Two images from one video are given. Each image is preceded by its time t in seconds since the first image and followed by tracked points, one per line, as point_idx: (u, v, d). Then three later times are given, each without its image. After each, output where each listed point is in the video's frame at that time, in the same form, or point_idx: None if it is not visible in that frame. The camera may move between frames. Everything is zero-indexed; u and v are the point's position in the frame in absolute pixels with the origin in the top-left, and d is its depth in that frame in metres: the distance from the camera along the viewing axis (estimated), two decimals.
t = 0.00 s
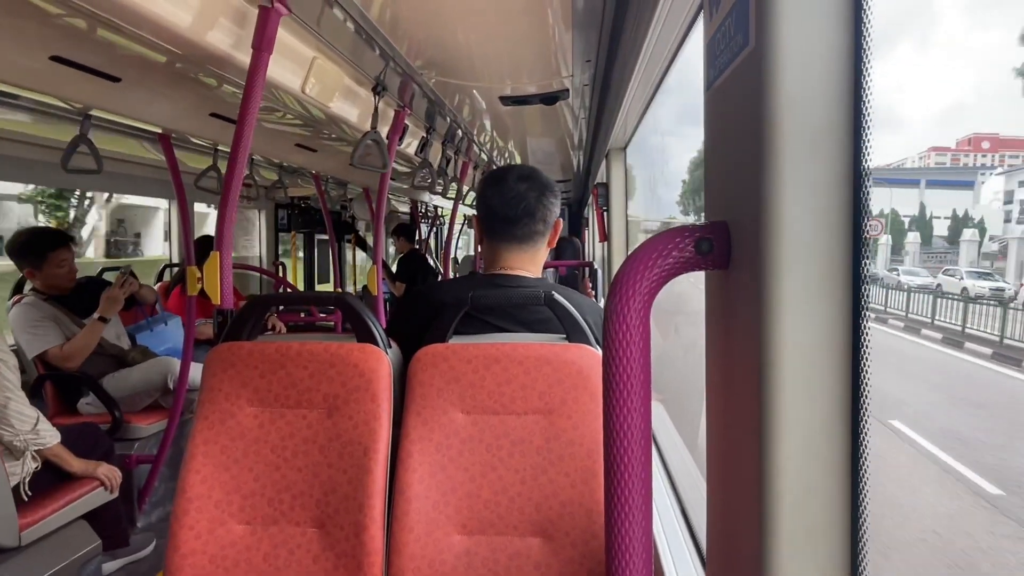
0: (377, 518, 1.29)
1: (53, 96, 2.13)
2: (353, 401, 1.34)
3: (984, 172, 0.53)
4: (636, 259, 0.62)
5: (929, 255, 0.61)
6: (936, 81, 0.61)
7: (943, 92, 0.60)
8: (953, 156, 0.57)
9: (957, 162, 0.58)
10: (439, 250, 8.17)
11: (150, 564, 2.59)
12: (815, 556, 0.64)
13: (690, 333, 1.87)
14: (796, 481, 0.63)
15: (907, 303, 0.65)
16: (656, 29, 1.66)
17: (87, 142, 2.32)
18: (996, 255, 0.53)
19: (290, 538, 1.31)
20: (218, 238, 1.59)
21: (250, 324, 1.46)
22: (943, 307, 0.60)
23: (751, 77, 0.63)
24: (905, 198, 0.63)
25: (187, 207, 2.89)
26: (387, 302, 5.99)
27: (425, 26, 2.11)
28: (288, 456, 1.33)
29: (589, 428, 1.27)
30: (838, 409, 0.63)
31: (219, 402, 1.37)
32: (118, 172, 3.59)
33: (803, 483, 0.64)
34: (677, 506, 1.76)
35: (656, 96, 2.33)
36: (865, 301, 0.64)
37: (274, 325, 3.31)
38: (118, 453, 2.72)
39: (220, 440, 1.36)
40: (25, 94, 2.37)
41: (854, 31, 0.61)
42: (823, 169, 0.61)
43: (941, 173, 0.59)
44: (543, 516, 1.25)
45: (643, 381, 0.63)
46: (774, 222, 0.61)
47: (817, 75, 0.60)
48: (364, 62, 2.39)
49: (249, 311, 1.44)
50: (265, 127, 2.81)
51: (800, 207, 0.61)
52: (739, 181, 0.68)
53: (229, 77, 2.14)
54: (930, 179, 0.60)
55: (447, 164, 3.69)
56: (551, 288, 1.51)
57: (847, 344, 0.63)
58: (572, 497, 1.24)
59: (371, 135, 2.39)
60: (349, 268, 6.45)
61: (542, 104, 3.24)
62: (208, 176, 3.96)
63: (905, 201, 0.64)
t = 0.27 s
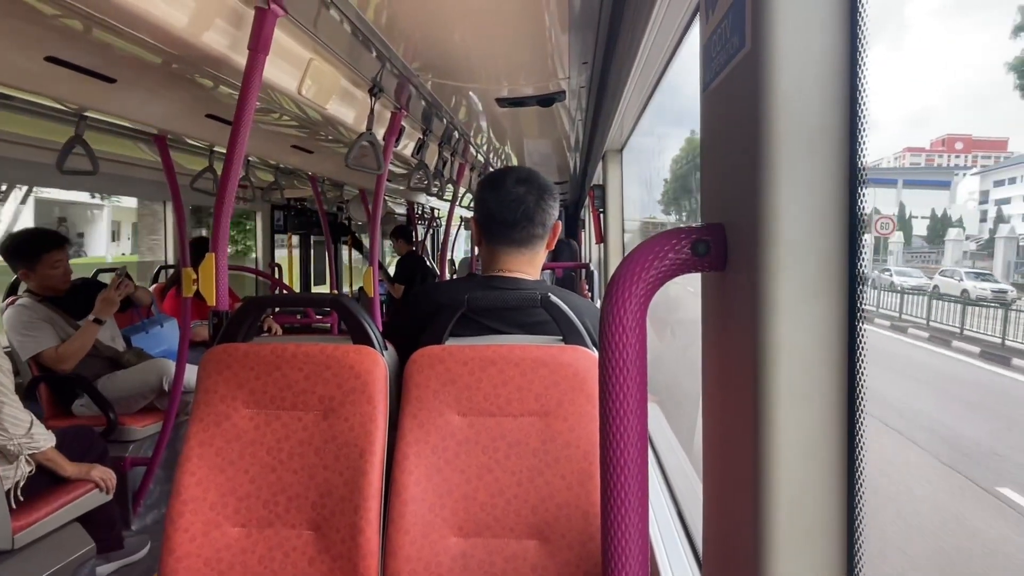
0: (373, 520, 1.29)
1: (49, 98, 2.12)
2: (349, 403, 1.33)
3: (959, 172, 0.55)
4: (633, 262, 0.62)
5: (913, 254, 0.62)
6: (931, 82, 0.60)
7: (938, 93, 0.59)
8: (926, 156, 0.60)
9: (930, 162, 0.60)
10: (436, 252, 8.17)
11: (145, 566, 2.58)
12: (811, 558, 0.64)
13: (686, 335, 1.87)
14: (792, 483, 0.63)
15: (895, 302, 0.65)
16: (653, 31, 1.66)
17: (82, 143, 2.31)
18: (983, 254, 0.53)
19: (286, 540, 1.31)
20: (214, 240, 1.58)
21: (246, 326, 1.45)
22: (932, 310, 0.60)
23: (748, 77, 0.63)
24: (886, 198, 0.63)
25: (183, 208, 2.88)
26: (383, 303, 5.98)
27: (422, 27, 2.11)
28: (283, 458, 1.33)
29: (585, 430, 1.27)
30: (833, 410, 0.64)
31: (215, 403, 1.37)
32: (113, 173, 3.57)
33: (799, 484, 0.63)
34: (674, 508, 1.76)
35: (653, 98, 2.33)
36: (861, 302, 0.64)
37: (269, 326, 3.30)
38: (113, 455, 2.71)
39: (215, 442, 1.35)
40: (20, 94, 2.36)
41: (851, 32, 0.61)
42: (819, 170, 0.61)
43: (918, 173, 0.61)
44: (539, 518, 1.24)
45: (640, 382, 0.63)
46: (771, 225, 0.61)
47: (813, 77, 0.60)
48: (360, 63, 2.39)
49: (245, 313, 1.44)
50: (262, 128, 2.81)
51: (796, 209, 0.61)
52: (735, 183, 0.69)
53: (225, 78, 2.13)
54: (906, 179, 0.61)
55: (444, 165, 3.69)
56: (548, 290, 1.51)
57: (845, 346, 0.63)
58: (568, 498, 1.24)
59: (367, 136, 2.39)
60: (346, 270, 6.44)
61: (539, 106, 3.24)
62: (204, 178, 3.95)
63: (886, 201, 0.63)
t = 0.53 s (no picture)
0: (369, 524, 1.28)
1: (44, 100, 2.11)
2: (346, 407, 1.33)
3: (942, 173, 0.59)
4: (629, 265, 0.62)
5: (904, 255, 0.64)
6: (927, 81, 0.62)
7: (935, 92, 0.61)
8: (907, 158, 0.64)
9: (910, 162, 0.64)
10: (432, 255, 8.16)
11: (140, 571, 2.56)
12: (808, 560, 0.64)
13: (682, 337, 1.87)
14: (790, 485, 0.63)
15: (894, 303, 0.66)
16: (648, 33, 1.66)
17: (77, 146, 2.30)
18: (977, 253, 0.55)
19: (282, 544, 1.30)
20: (209, 243, 1.58)
21: (241, 329, 1.45)
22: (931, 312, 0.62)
23: (743, 80, 0.63)
24: (872, 197, 0.65)
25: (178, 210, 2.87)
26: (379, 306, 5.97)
27: (419, 30, 2.11)
28: (279, 462, 1.32)
29: (583, 432, 1.26)
30: (830, 412, 0.63)
31: (210, 407, 1.36)
32: (108, 176, 3.56)
33: (796, 486, 0.63)
34: (670, 511, 1.76)
35: (648, 100, 2.33)
36: (856, 304, 0.64)
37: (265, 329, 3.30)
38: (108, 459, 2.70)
39: (211, 446, 1.35)
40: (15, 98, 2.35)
41: (851, 34, 0.62)
42: (815, 172, 0.61)
43: (899, 173, 0.65)
44: (536, 520, 1.24)
45: (636, 385, 0.63)
46: (768, 227, 0.61)
47: (808, 79, 0.60)
48: (356, 66, 2.39)
49: (241, 316, 1.43)
50: (258, 131, 2.80)
51: (792, 211, 0.61)
52: (730, 186, 0.69)
53: (220, 80, 2.13)
54: (890, 179, 0.65)
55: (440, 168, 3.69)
56: (545, 291, 1.51)
57: (840, 348, 0.63)
58: (565, 501, 1.24)
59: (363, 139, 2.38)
60: (342, 273, 6.43)
61: (534, 108, 3.25)
62: (200, 180, 3.94)
63: (871, 201, 0.66)
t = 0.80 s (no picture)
0: (366, 526, 1.28)
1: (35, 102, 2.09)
2: (341, 409, 1.32)
3: (929, 172, 0.60)
4: (625, 264, 0.62)
5: (900, 256, 0.65)
6: (928, 79, 0.62)
7: (938, 91, 0.60)
8: (890, 158, 0.64)
9: (893, 164, 0.65)
10: (428, 255, 8.14)
11: None
12: (808, 560, 0.64)
13: (678, 337, 1.87)
14: (789, 485, 0.63)
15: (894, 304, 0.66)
16: (643, 32, 1.66)
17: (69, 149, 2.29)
18: (979, 255, 0.55)
19: (278, 548, 1.29)
20: (203, 245, 1.57)
21: (236, 331, 1.44)
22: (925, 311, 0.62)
23: (739, 78, 0.63)
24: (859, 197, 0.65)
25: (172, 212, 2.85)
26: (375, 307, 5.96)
27: (413, 30, 2.11)
28: (275, 465, 1.32)
29: (580, 432, 1.26)
30: (829, 412, 0.63)
31: (205, 410, 1.35)
32: (101, 178, 3.54)
33: (794, 486, 0.63)
34: (668, 511, 1.75)
35: (642, 99, 2.33)
36: (855, 303, 0.64)
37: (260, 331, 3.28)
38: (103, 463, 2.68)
39: (206, 449, 1.34)
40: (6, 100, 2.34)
41: (847, 32, 0.61)
42: (811, 171, 0.60)
43: (884, 174, 0.65)
44: (533, 522, 1.24)
45: (633, 386, 0.62)
46: (765, 226, 0.60)
47: (804, 76, 0.60)
48: (350, 67, 2.38)
49: (235, 318, 1.42)
50: (252, 132, 2.79)
51: (789, 209, 0.60)
52: (726, 184, 0.68)
53: (213, 81, 2.12)
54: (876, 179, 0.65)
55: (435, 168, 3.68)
56: (541, 291, 1.51)
57: (838, 347, 0.63)
58: (563, 502, 1.24)
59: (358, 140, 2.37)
60: (338, 275, 6.41)
61: (529, 108, 3.24)
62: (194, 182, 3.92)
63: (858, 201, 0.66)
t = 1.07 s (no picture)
0: (368, 526, 1.28)
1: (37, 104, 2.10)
2: (343, 409, 1.33)
3: (920, 173, 0.62)
4: (625, 264, 0.62)
5: (902, 258, 0.65)
6: (927, 76, 0.62)
7: (936, 89, 0.60)
8: (881, 159, 0.65)
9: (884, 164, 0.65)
10: (429, 255, 8.14)
11: None
12: (807, 557, 0.64)
13: (679, 336, 1.87)
14: (788, 482, 0.63)
15: (887, 304, 0.66)
16: (642, 32, 1.66)
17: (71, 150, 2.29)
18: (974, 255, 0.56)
19: (280, 547, 1.30)
20: (204, 246, 1.57)
21: (238, 332, 1.44)
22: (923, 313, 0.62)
23: (737, 78, 0.63)
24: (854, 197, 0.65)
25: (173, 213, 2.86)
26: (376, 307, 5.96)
27: (412, 31, 2.11)
28: (277, 465, 1.32)
29: (581, 431, 1.26)
30: (827, 410, 0.64)
31: (207, 411, 1.36)
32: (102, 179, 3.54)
33: (793, 484, 0.63)
34: (669, 509, 1.76)
35: (642, 99, 2.34)
36: (853, 301, 0.65)
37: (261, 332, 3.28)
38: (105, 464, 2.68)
39: (208, 449, 1.34)
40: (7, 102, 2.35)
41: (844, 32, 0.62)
42: (809, 171, 0.61)
43: (876, 175, 0.65)
44: (535, 521, 1.24)
45: (634, 384, 0.63)
46: (763, 226, 0.61)
47: (802, 76, 0.60)
48: (350, 67, 2.38)
49: (237, 319, 1.43)
50: (252, 133, 2.80)
51: (787, 209, 0.61)
52: (725, 183, 0.69)
53: (213, 82, 2.13)
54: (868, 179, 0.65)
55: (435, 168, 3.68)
56: (541, 291, 1.51)
57: (837, 346, 0.63)
58: (564, 500, 1.24)
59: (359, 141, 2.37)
60: (338, 275, 6.41)
61: (529, 108, 3.24)
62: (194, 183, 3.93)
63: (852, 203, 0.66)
